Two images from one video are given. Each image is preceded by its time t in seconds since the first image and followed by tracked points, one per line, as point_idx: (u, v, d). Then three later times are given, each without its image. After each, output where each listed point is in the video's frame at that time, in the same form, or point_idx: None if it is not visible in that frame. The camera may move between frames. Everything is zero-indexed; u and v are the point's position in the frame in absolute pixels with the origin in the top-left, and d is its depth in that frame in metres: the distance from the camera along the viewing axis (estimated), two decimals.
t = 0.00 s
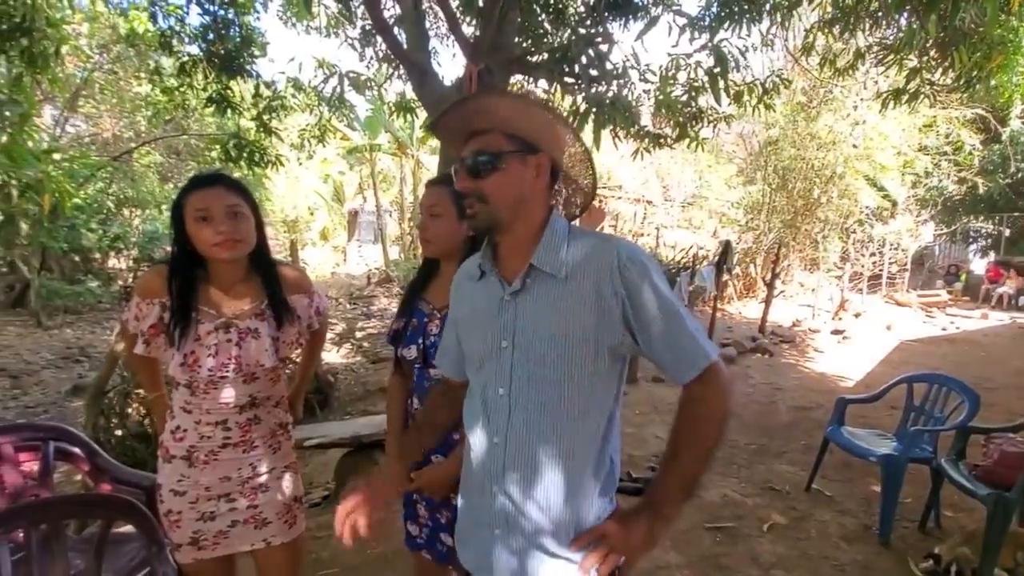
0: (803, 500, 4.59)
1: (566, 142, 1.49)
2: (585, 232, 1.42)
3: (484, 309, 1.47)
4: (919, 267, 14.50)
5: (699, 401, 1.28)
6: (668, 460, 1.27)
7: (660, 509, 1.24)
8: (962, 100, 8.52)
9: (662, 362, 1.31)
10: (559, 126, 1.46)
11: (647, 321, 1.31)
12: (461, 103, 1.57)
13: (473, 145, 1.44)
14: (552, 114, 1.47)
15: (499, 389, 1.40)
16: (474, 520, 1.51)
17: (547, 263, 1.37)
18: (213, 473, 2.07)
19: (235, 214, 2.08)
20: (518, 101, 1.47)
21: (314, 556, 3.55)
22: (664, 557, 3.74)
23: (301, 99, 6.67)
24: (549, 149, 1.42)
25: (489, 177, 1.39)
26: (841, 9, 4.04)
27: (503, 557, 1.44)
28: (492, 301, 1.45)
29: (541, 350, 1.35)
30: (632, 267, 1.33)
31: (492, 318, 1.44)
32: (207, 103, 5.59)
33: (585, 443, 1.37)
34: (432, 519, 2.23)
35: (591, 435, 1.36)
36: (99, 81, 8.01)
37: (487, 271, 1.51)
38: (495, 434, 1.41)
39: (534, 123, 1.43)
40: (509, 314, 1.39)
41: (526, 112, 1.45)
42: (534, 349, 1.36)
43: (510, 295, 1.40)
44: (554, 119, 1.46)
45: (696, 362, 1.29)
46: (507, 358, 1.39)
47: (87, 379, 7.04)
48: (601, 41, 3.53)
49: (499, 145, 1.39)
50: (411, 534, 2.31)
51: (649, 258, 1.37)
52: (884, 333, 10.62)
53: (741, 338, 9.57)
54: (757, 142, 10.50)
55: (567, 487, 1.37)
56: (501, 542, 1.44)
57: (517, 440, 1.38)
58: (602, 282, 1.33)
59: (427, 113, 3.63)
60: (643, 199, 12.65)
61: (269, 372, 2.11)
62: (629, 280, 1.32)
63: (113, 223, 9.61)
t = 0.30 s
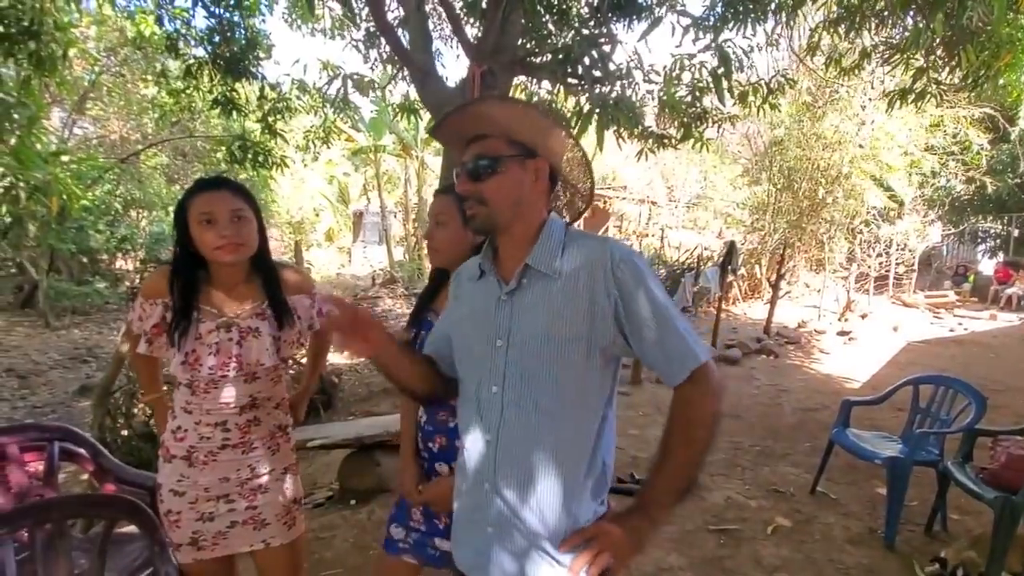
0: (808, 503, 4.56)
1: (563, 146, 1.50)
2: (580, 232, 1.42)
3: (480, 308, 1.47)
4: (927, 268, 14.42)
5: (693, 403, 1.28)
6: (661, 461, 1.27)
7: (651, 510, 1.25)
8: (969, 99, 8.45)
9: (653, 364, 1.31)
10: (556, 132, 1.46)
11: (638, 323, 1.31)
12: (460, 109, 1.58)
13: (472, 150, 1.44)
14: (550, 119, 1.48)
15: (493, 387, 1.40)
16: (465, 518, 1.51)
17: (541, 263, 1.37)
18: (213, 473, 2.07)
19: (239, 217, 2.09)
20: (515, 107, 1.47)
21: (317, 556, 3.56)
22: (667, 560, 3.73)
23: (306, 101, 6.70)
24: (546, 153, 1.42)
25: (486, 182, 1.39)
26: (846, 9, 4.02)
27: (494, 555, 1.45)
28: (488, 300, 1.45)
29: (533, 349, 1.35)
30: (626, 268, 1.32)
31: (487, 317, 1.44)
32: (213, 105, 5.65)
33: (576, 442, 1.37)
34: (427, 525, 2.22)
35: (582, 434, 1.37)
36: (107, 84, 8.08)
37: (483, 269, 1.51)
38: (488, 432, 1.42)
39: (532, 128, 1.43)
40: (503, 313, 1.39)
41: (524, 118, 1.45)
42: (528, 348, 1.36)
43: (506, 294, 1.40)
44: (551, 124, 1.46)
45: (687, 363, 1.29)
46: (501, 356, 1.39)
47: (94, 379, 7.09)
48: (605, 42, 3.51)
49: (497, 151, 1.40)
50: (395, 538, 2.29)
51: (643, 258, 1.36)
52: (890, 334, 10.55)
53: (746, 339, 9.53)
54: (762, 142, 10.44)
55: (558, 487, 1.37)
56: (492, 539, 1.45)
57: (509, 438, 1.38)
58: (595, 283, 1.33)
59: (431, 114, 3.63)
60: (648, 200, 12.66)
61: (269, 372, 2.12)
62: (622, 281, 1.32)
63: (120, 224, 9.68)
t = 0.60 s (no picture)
0: (811, 504, 4.55)
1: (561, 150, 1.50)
2: (578, 238, 1.43)
3: (480, 310, 1.48)
4: (931, 268, 14.39)
5: (689, 404, 1.28)
6: (651, 462, 1.28)
7: (641, 510, 1.27)
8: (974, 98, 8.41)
9: (648, 371, 1.31)
10: (553, 136, 1.47)
11: (633, 329, 1.31)
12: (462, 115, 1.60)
13: (471, 155, 1.45)
14: (548, 124, 1.48)
15: (490, 389, 1.41)
16: (461, 519, 1.52)
17: (538, 266, 1.38)
18: (217, 472, 2.08)
19: (244, 221, 2.10)
20: (514, 112, 1.47)
21: (321, 556, 3.57)
22: (669, 560, 3.72)
23: (309, 102, 6.73)
24: (544, 158, 1.42)
25: (486, 189, 1.40)
26: (850, 8, 4.00)
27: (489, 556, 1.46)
28: (488, 302, 1.47)
29: (530, 352, 1.36)
30: (621, 276, 1.32)
31: (486, 318, 1.46)
32: (217, 107, 5.68)
33: (572, 447, 1.37)
34: (432, 522, 2.22)
35: (577, 437, 1.37)
36: (111, 86, 8.12)
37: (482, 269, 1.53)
38: (485, 434, 1.43)
39: (530, 134, 1.43)
40: (502, 315, 1.41)
41: (521, 124, 1.45)
42: (525, 351, 1.37)
43: (504, 297, 1.41)
44: (550, 129, 1.46)
45: (682, 370, 1.28)
46: (498, 359, 1.40)
47: (99, 379, 7.13)
48: (608, 43, 3.52)
49: (496, 157, 1.40)
50: (409, 534, 2.31)
51: (640, 265, 1.36)
52: (895, 335, 10.51)
53: (750, 340, 9.51)
54: (765, 143, 10.41)
55: (553, 490, 1.38)
56: (487, 540, 1.46)
57: (505, 440, 1.40)
58: (591, 288, 1.34)
59: (434, 115, 3.64)
60: (650, 201, 12.67)
61: (271, 373, 2.13)
62: (618, 288, 1.32)
63: (125, 226, 9.71)
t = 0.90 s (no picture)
0: (818, 505, 4.53)
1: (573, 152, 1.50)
2: (589, 238, 1.43)
3: (490, 309, 1.50)
4: (939, 268, 14.30)
5: (698, 407, 1.27)
6: (657, 463, 1.28)
7: (646, 511, 1.26)
8: (982, 97, 8.35)
9: (654, 373, 1.30)
10: (564, 139, 1.47)
11: (640, 331, 1.31)
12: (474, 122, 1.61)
13: (483, 160, 1.45)
14: (557, 126, 1.48)
15: (497, 386, 1.42)
16: (467, 515, 1.54)
17: (548, 266, 1.39)
18: (225, 472, 2.10)
19: (253, 224, 2.11)
20: (524, 117, 1.48)
21: (327, 555, 3.58)
22: (675, 561, 3.72)
23: (315, 103, 6.76)
24: (554, 160, 1.42)
25: (500, 192, 1.41)
26: (856, 7, 3.99)
27: (492, 552, 1.47)
28: (498, 299, 1.48)
29: (536, 351, 1.37)
30: (630, 277, 1.32)
31: (495, 316, 1.47)
32: (224, 108, 5.72)
33: (577, 447, 1.37)
34: (429, 515, 2.23)
35: (582, 437, 1.37)
36: (119, 88, 8.18)
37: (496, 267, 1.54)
38: (491, 430, 1.44)
39: (540, 137, 1.44)
40: (511, 313, 1.42)
41: (532, 126, 1.45)
42: (532, 349, 1.37)
43: (514, 295, 1.42)
44: (560, 133, 1.47)
45: (689, 374, 1.27)
46: (506, 356, 1.41)
47: (106, 379, 7.17)
48: (613, 43, 3.53)
49: (508, 161, 1.40)
50: (406, 527, 2.32)
51: (649, 266, 1.36)
52: (902, 336, 10.45)
53: (755, 341, 9.47)
54: (771, 142, 10.36)
55: (557, 489, 1.38)
56: (491, 537, 1.47)
57: (510, 437, 1.40)
58: (599, 287, 1.34)
59: (439, 116, 3.66)
60: (655, 201, 12.66)
61: (278, 374, 2.14)
62: (626, 289, 1.32)
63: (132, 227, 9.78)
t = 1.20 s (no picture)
0: (826, 506, 4.52)
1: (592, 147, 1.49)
2: (606, 240, 1.41)
3: (506, 309, 1.51)
4: (946, 269, 14.21)
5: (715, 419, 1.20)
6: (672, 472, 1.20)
7: (657, 522, 1.16)
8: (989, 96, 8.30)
9: (665, 379, 1.26)
10: (581, 133, 1.46)
11: (651, 335, 1.28)
12: (491, 119, 1.62)
13: (499, 159, 1.46)
14: (571, 122, 1.47)
15: (508, 386, 1.43)
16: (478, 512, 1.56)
17: (561, 267, 1.39)
18: (234, 472, 2.11)
19: (265, 225, 2.12)
20: (538, 112, 1.48)
21: (334, 555, 3.59)
22: (682, 562, 3.71)
23: (320, 104, 6.78)
24: (569, 157, 1.42)
25: (515, 191, 1.42)
26: (862, 7, 3.98)
27: (500, 551, 1.49)
28: (513, 300, 1.49)
29: (546, 352, 1.37)
30: (642, 279, 1.30)
31: (509, 318, 1.48)
32: (230, 109, 5.75)
33: (586, 451, 1.37)
34: (427, 509, 2.24)
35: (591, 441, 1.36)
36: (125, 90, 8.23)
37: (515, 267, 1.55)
38: (502, 429, 1.46)
39: (556, 134, 1.43)
40: (525, 314, 1.43)
41: (547, 121, 1.45)
42: (543, 351, 1.37)
43: (528, 295, 1.44)
44: (575, 127, 1.46)
45: (701, 383, 1.22)
46: (518, 357, 1.42)
47: (113, 379, 7.22)
48: (618, 43, 3.53)
49: (522, 159, 1.41)
50: (409, 520, 2.34)
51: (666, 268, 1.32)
52: (909, 336, 10.39)
53: (761, 341, 9.43)
54: (777, 142, 10.30)
55: (565, 492, 1.38)
56: (499, 536, 1.49)
57: (520, 439, 1.41)
58: (611, 290, 1.33)
59: (445, 116, 3.66)
60: (660, 201, 12.63)
61: (285, 373, 2.15)
62: (638, 291, 1.30)
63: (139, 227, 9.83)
